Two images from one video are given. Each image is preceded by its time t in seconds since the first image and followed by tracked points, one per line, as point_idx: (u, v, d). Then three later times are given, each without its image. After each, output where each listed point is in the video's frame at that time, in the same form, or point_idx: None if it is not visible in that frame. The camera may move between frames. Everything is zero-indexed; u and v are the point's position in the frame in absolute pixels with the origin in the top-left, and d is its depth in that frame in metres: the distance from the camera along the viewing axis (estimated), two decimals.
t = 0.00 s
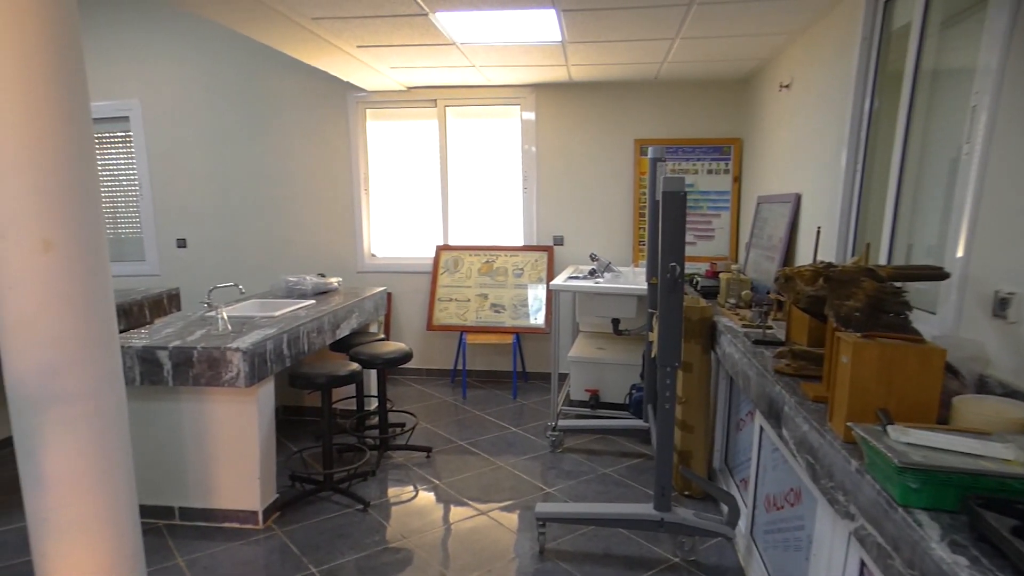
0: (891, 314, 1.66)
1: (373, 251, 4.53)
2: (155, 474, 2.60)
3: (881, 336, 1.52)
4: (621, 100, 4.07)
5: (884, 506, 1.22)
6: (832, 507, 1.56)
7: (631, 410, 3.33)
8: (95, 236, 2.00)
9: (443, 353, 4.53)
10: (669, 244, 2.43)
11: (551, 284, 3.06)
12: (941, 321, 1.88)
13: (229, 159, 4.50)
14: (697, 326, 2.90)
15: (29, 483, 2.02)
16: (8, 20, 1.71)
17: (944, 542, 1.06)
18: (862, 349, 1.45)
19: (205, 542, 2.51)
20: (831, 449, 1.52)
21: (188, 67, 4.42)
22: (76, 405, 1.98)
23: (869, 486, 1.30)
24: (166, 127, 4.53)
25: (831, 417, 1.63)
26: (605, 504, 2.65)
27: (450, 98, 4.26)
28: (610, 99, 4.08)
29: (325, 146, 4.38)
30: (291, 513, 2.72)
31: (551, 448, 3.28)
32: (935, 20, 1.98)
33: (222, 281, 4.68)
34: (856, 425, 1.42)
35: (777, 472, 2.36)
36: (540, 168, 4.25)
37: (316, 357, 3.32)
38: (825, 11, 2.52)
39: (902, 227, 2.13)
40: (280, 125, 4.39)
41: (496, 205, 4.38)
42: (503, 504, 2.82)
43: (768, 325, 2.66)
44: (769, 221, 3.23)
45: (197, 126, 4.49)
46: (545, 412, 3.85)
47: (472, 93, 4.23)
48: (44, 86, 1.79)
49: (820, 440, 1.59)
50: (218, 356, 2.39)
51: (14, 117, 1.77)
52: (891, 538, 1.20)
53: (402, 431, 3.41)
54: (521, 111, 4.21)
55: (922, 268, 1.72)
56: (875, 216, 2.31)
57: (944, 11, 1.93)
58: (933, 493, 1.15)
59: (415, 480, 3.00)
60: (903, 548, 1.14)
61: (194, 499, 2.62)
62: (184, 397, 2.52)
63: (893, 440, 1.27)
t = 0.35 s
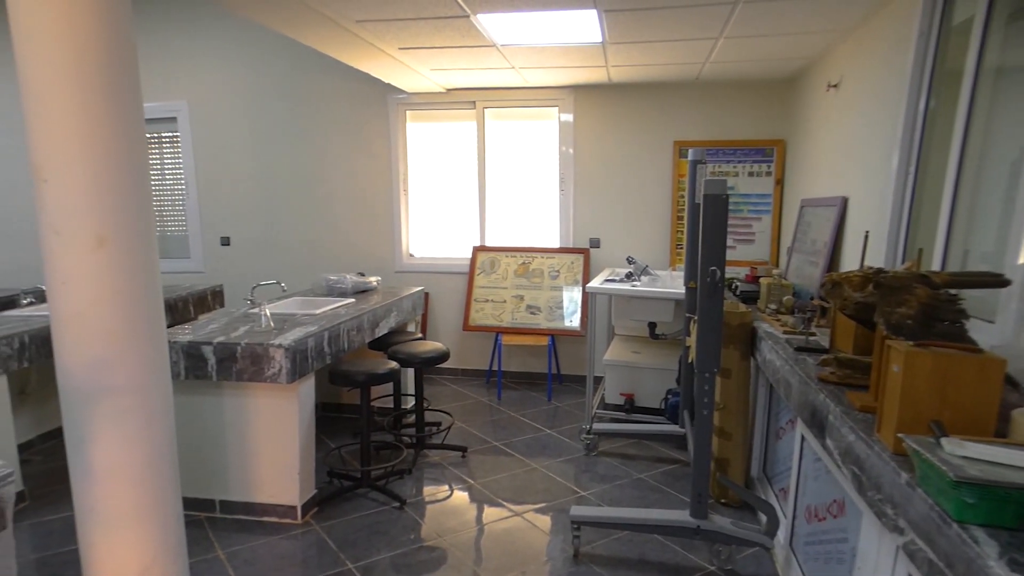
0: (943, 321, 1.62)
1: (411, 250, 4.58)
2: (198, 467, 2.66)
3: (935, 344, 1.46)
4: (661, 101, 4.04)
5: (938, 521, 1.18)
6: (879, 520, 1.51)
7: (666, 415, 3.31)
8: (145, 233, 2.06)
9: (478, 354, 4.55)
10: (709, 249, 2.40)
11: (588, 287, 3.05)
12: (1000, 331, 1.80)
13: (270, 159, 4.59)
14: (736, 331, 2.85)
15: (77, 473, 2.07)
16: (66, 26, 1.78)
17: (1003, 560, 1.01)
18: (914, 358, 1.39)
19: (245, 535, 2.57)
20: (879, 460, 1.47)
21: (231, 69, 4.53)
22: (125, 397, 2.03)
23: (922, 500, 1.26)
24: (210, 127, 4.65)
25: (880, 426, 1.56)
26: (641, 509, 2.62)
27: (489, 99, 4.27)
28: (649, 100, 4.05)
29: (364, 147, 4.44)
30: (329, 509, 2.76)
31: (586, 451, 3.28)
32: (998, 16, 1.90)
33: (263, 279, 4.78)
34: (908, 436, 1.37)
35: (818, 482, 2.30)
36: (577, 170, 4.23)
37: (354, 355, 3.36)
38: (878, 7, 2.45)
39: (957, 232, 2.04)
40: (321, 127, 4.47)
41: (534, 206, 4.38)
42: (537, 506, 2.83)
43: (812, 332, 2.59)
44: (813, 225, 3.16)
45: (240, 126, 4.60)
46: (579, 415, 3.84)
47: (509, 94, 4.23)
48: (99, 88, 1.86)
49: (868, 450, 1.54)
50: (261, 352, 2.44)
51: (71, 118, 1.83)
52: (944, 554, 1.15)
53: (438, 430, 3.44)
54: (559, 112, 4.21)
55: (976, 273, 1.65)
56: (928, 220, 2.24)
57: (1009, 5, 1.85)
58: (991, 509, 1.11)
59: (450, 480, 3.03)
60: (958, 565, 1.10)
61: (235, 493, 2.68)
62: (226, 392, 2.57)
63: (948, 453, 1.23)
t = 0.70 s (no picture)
0: (999, 331, 1.55)
1: (447, 250, 4.61)
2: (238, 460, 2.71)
3: (990, 353, 1.41)
4: (700, 103, 3.99)
5: (992, 538, 1.14)
6: (926, 533, 1.46)
7: (701, 421, 3.28)
8: (192, 230, 2.10)
9: (511, 355, 4.56)
10: (750, 252, 2.36)
11: (624, 290, 3.03)
12: None
13: (309, 159, 4.68)
14: (776, 337, 2.80)
15: (123, 463, 2.13)
16: (121, 27, 1.84)
17: None
18: (968, 368, 1.34)
19: (282, 528, 2.61)
20: (928, 472, 1.42)
21: (272, 71, 4.63)
22: (170, 389, 2.08)
23: (975, 515, 1.21)
24: (251, 128, 4.75)
25: (930, 437, 1.51)
26: (675, 515, 2.59)
27: (526, 101, 4.28)
28: (688, 102, 4.01)
29: (402, 147, 4.49)
30: (363, 505, 2.79)
31: (619, 455, 3.28)
32: None
33: (300, 277, 4.87)
34: (962, 449, 1.32)
35: (860, 493, 2.25)
36: (614, 172, 4.21)
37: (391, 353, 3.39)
38: (932, 5, 2.39)
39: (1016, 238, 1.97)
40: (358, 127, 4.54)
41: (571, 206, 4.37)
42: (569, 508, 2.83)
43: (856, 339, 2.53)
44: (857, 229, 3.10)
45: (281, 126, 4.69)
46: (613, 418, 3.82)
47: (547, 95, 4.23)
48: (151, 87, 1.91)
49: (916, 461, 1.50)
50: (302, 348, 2.48)
51: (125, 116, 1.89)
52: (998, 571, 1.11)
53: (472, 430, 3.47)
54: (596, 114, 4.19)
55: None
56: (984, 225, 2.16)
57: None
58: None
59: (483, 480, 3.05)
60: None
61: (273, 486, 2.72)
62: (267, 387, 2.62)
63: (1004, 467, 1.18)
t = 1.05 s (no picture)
0: None
1: (484, 251, 4.63)
2: (280, 454, 2.77)
3: None
4: (742, 105, 3.95)
5: None
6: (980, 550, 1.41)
7: (739, 427, 3.25)
8: (241, 227, 2.15)
9: (546, 357, 4.56)
10: (794, 257, 2.31)
11: (661, 293, 3.02)
12: None
13: (349, 159, 4.76)
14: (819, 345, 2.74)
15: (170, 455, 2.18)
16: (176, 31, 1.90)
17: None
18: None
19: (321, 522, 2.67)
20: (983, 485, 1.37)
21: (313, 73, 4.72)
22: (218, 382, 2.14)
23: None
24: (292, 129, 4.85)
25: (985, 450, 1.46)
26: (712, 522, 2.56)
27: (566, 103, 4.28)
28: (730, 104, 3.97)
29: (442, 148, 4.54)
30: (400, 501, 2.83)
31: (655, 460, 3.27)
32: None
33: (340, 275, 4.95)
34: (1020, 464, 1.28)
35: (907, 506, 2.18)
36: (653, 174, 4.19)
37: (429, 352, 3.43)
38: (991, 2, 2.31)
39: None
40: (398, 128, 4.61)
41: (609, 209, 4.36)
42: (604, 512, 2.81)
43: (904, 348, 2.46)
44: (907, 235, 3.02)
45: (322, 127, 4.78)
46: (649, 423, 3.80)
47: (586, 97, 4.23)
48: (204, 89, 1.97)
49: (969, 475, 1.45)
50: (344, 344, 2.53)
51: (179, 117, 1.95)
52: None
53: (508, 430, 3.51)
54: (636, 116, 4.18)
55: None
56: None
57: None
58: None
59: (518, 480, 3.08)
60: None
61: (313, 480, 2.78)
62: (309, 382, 2.67)
63: None
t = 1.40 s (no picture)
0: None
1: (522, 253, 4.65)
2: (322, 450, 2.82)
3: None
4: (788, 106, 3.89)
5: None
6: None
7: (781, 435, 3.20)
8: (289, 227, 2.19)
9: (583, 361, 4.55)
10: (843, 262, 2.24)
11: (702, 297, 2.97)
12: None
13: (389, 161, 4.83)
14: (868, 352, 2.66)
15: (218, 450, 2.23)
16: (231, 36, 1.94)
17: None
18: None
19: (361, 520, 2.71)
20: None
21: (354, 77, 4.81)
22: (265, 378, 2.18)
23: None
24: (333, 132, 4.95)
25: None
26: (753, 532, 2.50)
27: (606, 105, 4.28)
28: (775, 104, 3.91)
29: (482, 149, 4.57)
30: (438, 501, 2.88)
31: (693, 467, 3.24)
32: None
33: (380, 276, 5.02)
34: None
35: (961, 521, 2.13)
36: (694, 176, 4.15)
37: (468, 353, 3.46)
38: None
39: None
40: (438, 131, 4.66)
41: (649, 211, 4.33)
42: (641, 518, 2.78)
43: (959, 356, 2.37)
44: (963, 239, 2.91)
45: (363, 130, 4.86)
46: (687, 428, 3.75)
47: (628, 98, 4.22)
48: (256, 92, 2.01)
49: None
50: (386, 344, 2.57)
51: (233, 119, 2.00)
52: None
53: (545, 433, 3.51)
54: (677, 117, 4.15)
55: None
56: None
57: None
58: None
59: (554, 483, 3.08)
60: None
61: (353, 478, 2.82)
62: (352, 380, 2.71)
63: None
